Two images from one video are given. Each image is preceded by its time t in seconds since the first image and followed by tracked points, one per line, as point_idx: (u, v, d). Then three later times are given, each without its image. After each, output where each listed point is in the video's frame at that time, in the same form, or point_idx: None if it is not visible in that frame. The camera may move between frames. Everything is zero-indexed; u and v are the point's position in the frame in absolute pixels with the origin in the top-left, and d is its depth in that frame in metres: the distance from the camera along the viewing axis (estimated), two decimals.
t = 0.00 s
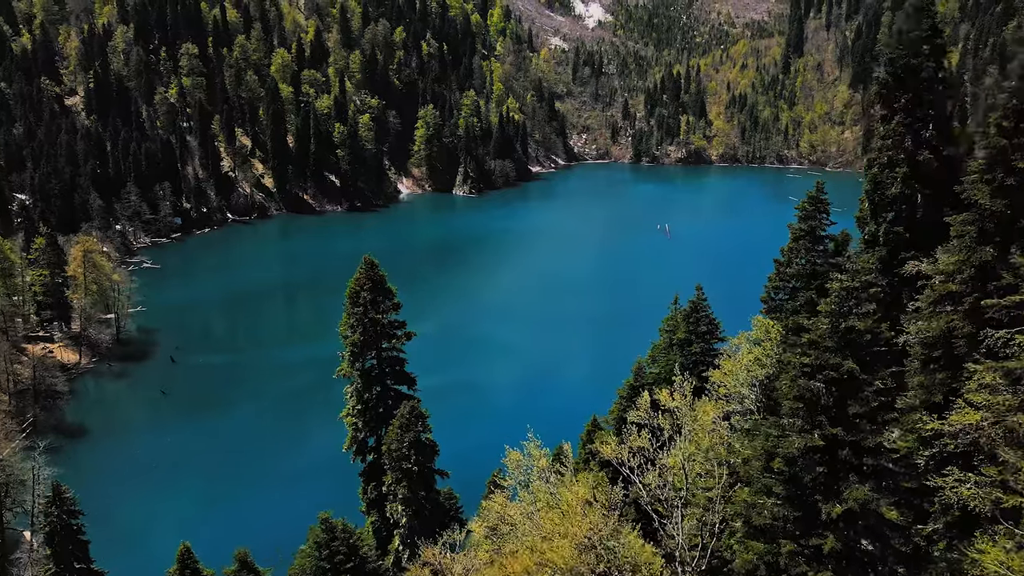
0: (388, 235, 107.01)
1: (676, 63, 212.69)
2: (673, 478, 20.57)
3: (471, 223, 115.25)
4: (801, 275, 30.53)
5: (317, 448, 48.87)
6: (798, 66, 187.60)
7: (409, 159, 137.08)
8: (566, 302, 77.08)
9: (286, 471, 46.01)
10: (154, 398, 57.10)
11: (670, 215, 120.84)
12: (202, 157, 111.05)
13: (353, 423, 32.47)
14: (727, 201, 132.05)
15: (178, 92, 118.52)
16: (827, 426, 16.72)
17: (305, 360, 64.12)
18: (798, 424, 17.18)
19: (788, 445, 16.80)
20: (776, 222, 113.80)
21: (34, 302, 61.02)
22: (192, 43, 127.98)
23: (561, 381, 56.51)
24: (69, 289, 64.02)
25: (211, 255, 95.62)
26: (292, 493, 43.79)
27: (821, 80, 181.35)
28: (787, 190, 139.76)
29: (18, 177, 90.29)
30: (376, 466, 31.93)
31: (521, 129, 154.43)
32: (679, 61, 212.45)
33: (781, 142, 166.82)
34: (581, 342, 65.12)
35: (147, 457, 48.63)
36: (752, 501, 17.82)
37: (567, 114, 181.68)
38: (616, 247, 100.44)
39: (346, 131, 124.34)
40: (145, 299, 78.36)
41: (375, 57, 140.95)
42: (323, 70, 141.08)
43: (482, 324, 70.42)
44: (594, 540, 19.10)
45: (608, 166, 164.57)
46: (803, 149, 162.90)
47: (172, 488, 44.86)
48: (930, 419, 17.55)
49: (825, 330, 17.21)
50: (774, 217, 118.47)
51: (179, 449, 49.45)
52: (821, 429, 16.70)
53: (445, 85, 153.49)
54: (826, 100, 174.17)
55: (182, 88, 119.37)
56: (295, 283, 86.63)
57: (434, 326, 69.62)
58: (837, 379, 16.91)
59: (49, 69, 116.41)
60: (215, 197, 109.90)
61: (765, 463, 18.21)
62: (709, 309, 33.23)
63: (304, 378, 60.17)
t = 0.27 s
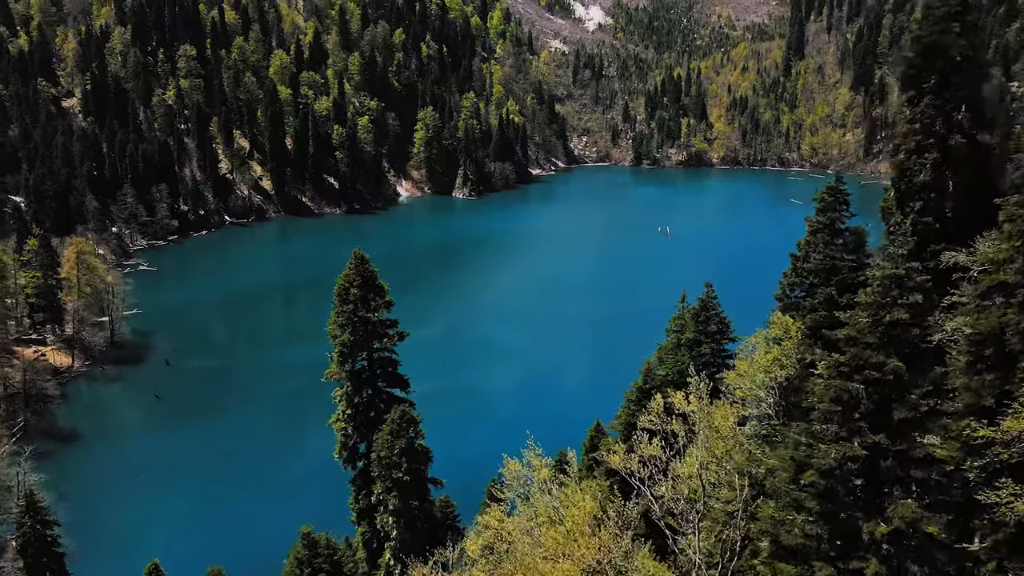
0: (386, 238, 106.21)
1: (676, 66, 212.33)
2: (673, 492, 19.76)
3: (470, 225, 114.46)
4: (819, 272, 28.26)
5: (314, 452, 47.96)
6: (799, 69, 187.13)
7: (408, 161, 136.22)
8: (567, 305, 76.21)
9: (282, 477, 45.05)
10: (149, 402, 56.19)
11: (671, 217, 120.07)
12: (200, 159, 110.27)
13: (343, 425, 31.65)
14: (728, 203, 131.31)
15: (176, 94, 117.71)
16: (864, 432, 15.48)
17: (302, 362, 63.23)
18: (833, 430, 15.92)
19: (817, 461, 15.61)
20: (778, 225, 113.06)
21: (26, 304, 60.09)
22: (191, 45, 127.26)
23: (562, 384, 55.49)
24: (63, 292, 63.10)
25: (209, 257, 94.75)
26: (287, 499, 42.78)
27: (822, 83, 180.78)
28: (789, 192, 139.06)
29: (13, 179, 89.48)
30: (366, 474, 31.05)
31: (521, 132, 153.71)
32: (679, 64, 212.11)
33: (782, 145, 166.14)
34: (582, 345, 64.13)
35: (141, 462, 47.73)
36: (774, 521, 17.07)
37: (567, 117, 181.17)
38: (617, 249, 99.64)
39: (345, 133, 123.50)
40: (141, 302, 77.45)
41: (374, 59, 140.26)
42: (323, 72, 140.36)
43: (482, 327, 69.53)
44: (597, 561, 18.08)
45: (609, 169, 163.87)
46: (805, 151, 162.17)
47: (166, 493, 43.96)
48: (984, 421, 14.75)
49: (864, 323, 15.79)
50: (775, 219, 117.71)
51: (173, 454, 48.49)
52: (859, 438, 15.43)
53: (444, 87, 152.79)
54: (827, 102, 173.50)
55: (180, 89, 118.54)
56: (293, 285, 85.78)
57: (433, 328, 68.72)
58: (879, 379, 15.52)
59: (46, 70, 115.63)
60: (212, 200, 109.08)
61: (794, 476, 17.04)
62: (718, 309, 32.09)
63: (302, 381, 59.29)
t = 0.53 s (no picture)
0: (386, 240, 105.42)
1: (677, 68, 211.75)
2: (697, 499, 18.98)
3: (470, 227, 113.61)
4: (836, 267, 27.61)
5: (312, 455, 46.97)
6: (800, 71, 186.37)
7: (408, 163, 135.36)
8: (567, 307, 75.35)
9: (278, 483, 43.96)
10: (143, 406, 55.18)
11: (672, 220, 119.23)
12: (197, 161, 109.37)
13: (329, 432, 30.52)
14: (728, 206, 130.70)
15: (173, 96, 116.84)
16: (919, 440, 14.30)
17: (299, 365, 62.23)
18: (880, 437, 14.85)
19: (864, 475, 14.49)
20: (779, 227, 112.26)
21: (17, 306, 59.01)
22: (188, 46, 126.39)
23: (563, 388, 54.39)
24: (55, 294, 62.10)
25: (206, 260, 93.75)
26: (284, 507, 41.68)
27: (823, 85, 180.01)
28: (790, 194, 138.29)
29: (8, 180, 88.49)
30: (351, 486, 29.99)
31: (521, 134, 152.80)
32: (680, 67, 211.58)
33: (783, 147, 165.38)
34: (583, 347, 63.04)
35: (133, 468, 46.69)
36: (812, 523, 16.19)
37: (567, 119, 180.38)
38: (618, 252, 98.72)
39: (343, 135, 122.59)
40: (135, 305, 76.44)
41: (373, 61, 139.44)
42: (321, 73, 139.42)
43: (482, 330, 68.53)
44: None
45: (608, 171, 163.09)
46: (806, 154, 161.57)
47: (160, 500, 42.96)
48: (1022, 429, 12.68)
49: (918, 314, 14.48)
50: (777, 222, 116.90)
51: (167, 460, 47.45)
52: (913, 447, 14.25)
53: (444, 89, 152.05)
54: (828, 105, 172.72)
55: (177, 90, 117.61)
56: (292, 287, 84.84)
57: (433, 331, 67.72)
58: (933, 380, 14.34)
59: (42, 71, 114.62)
60: (209, 202, 108.21)
61: (832, 490, 16.05)
62: (730, 307, 30.97)
63: (299, 384, 58.21)
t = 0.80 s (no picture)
0: (386, 242, 104.55)
1: (678, 71, 211.06)
2: (712, 517, 17.76)
3: (469, 229, 112.70)
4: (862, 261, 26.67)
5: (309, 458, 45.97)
6: (801, 74, 185.61)
7: (407, 165, 134.47)
8: (568, 310, 74.36)
9: (273, 488, 42.83)
10: (138, 409, 54.24)
11: (673, 222, 118.39)
12: (195, 163, 108.47)
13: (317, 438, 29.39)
14: (729, 208, 130.01)
15: (171, 97, 116.06)
16: (1001, 454, 12.85)
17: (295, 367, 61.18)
18: (947, 449, 13.47)
19: (933, 494, 12.96)
20: (781, 230, 111.51)
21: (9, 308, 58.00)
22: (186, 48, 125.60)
23: (563, 391, 53.30)
24: (48, 297, 61.10)
25: (203, 262, 92.81)
26: (280, 510, 40.73)
27: (825, 88, 179.24)
28: (792, 196, 137.53)
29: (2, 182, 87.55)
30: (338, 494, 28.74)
31: (521, 136, 151.95)
32: (681, 70, 210.92)
33: (785, 150, 164.54)
34: (583, 350, 62.02)
35: (127, 472, 45.82)
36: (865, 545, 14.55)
37: (568, 122, 179.57)
38: (619, 254, 97.80)
39: (342, 137, 121.72)
40: (130, 307, 75.54)
41: (372, 63, 138.68)
42: (320, 75, 138.62)
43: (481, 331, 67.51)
44: None
45: (609, 174, 162.24)
46: (807, 157, 160.71)
47: (153, 505, 42.04)
48: None
49: (1000, 302, 13.53)
50: (778, 224, 116.05)
51: (160, 465, 46.38)
52: (995, 462, 12.78)
53: (444, 91, 151.34)
54: (830, 107, 171.96)
55: (175, 92, 116.83)
56: (288, 289, 83.86)
57: (431, 333, 66.69)
58: (1014, 381, 13.30)
59: (39, 73, 113.83)
60: (207, 204, 107.25)
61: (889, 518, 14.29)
62: (744, 304, 29.74)
63: (295, 386, 57.19)
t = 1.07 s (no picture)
0: (385, 244, 103.71)
1: (678, 73, 210.54)
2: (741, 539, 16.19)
3: (469, 231, 111.90)
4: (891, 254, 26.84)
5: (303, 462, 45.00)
6: (802, 76, 185.05)
7: (406, 167, 133.66)
8: (568, 312, 73.44)
9: (269, 493, 41.83)
10: (131, 412, 53.32)
11: (673, 224, 117.63)
12: (192, 164, 107.48)
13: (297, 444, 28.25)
14: (730, 210, 129.37)
15: (168, 99, 115.20)
16: None
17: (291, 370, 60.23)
18: None
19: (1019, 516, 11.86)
20: (782, 232, 110.70)
21: None
22: (184, 49, 124.84)
23: (563, 393, 52.38)
24: (39, 298, 59.99)
25: (199, 264, 91.85)
26: (275, 515, 39.78)
27: (826, 90, 178.68)
28: (793, 199, 136.77)
29: None
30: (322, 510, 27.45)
31: (521, 138, 151.16)
32: (681, 72, 210.40)
33: (786, 152, 163.82)
34: (582, 351, 61.34)
35: (119, 475, 44.94)
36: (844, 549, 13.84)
37: (568, 124, 178.85)
38: (619, 256, 96.93)
39: (340, 139, 120.95)
40: (125, 309, 74.65)
41: (372, 65, 138.01)
42: (318, 76, 137.85)
43: (480, 334, 66.57)
44: None
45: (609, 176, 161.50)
46: (809, 159, 159.96)
47: (146, 509, 41.12)
48: None
49: None
50: (779, 226, 115.26)
51: (153, 469, 45.42)
52: None
53: (443, 92, 150.71)
54: (831, 109, 171.37)
55: (173, 93, 116.01)
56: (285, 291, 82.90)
57: (429, 335, 65.76)
58: None
59: (35, 73, 112.96)
60: (204, 206, 106.16)
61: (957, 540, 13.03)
62: (760, 302, 28.09)
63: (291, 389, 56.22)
